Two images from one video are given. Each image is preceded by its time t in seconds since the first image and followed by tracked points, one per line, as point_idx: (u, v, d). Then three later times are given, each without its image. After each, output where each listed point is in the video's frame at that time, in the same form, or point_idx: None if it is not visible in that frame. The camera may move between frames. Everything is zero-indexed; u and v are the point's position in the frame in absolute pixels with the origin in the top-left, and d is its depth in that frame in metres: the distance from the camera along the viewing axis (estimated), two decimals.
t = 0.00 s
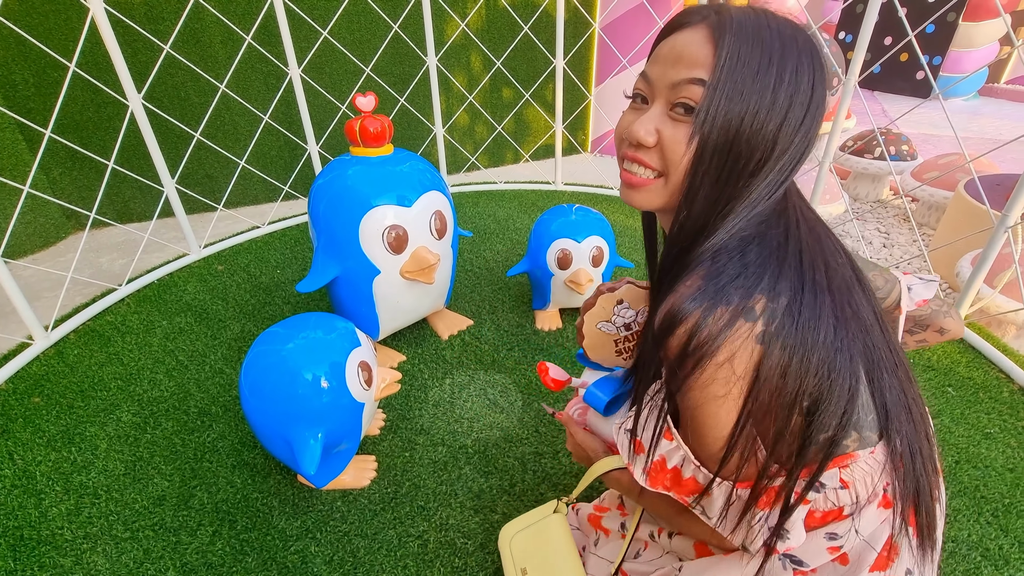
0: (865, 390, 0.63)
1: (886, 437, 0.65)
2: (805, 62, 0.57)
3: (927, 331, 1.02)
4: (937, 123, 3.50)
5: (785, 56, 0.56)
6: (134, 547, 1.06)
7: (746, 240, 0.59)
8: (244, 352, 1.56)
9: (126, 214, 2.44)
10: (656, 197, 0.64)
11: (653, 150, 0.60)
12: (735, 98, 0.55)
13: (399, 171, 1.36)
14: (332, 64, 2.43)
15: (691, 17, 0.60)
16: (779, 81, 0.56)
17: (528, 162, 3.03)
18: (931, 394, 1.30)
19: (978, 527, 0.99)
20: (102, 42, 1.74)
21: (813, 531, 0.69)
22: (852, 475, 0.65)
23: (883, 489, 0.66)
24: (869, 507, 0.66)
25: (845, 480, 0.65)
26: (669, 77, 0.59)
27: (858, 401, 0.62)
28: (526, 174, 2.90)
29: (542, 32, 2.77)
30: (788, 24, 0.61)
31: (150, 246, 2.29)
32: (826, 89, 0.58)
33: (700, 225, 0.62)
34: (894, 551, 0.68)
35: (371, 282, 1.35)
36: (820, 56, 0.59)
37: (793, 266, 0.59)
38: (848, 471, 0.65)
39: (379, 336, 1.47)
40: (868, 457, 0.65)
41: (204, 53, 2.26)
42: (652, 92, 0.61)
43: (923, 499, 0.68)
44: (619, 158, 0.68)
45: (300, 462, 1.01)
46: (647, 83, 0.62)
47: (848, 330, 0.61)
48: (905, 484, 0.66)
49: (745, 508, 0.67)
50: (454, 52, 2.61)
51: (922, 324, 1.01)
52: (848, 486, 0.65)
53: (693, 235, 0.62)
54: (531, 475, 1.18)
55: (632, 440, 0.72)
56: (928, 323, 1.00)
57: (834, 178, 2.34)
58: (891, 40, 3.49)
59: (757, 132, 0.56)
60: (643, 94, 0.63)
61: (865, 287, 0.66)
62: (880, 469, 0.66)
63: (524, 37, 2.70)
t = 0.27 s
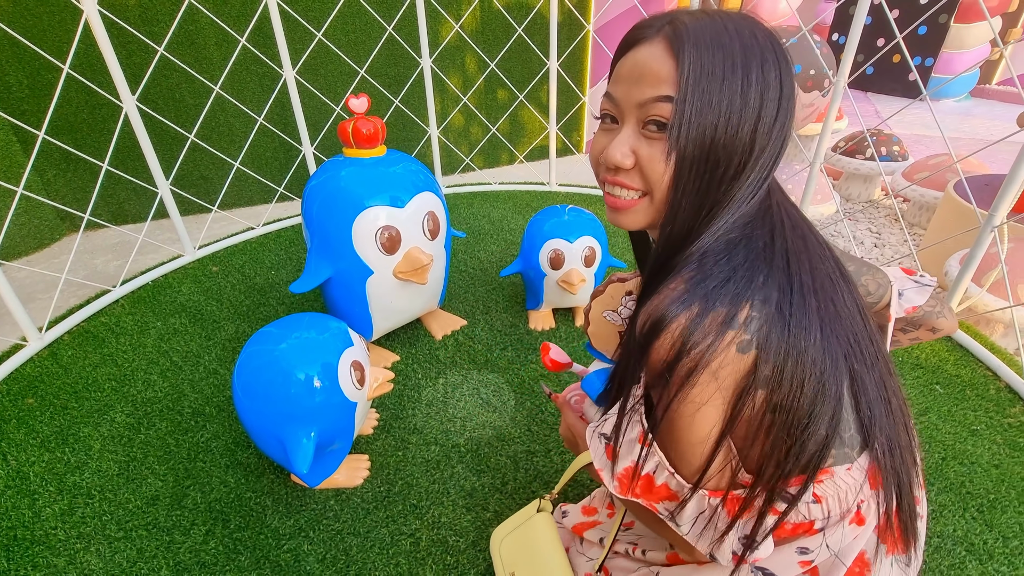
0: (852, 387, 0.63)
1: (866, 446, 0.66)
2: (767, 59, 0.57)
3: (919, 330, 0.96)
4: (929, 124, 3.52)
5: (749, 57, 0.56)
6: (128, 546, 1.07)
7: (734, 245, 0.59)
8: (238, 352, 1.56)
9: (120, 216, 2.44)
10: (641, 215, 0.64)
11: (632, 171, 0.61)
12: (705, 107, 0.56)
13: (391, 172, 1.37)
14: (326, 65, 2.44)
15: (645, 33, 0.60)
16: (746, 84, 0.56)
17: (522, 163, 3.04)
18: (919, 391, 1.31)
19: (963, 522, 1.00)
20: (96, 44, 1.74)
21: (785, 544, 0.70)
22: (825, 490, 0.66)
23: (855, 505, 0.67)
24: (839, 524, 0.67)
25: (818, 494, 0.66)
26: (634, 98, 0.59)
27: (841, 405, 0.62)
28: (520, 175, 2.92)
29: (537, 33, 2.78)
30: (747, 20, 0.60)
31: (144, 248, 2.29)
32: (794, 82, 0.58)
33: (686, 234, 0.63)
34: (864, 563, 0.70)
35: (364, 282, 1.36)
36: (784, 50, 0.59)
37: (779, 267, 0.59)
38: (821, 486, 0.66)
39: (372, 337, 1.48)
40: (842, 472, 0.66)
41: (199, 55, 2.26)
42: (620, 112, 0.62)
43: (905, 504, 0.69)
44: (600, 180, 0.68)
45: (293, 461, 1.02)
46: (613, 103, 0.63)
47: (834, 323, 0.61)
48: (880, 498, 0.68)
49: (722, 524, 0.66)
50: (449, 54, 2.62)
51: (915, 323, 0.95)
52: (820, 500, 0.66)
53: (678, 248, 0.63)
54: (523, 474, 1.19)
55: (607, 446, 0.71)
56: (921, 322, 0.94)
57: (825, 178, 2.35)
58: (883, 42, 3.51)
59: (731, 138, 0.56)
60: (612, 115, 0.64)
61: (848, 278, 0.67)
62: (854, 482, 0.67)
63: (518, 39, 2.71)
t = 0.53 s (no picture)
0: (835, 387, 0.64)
1: (846, 454, 0.67)
2: (740, 67, 0.58)
3: (891, 331, 1.17)
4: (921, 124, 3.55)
5: (724, 66, 0.58)
6: (127, 544, 1.08)
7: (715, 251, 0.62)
8: (235, 353, 1.58)
9: (117, 219, 2.45)
10: (625, 226, 0.66)
11: (615, 184, 0.63)
12: (682, 118, 0.57)
13: (386, 175, 1.39)
14: (322, 68, 2.45)
15: (621, 44, 0.61)
16: (721, 93, 0.57)
17: (517, 165, 3.06)
18: (906, 388, 1.33)
19: (946, 515, 1.03)
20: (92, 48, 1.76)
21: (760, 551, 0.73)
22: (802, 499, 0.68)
23: (831, 515, 0.69)
24: (813, 532, 0.69)
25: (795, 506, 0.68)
26: (613, 110, 0.61)
27: (821, 410, 0.63)
28: (515, 176, 2.94)
29: (531, 36, 2.81)
30: (720, 25, 0.62)
31: (141, 250, 2.31)
32: (770, 86, 0.60)
33: (671, 242, 0.65)
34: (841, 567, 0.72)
35: (359, 283, 1.38)
36: (759, 55, 0.61)
37: (761, 273, 0.61)
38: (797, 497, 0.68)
39: (368, 337, 1.49)
40: (820, 481, 0.68)
41: (195, 58, 2.28)
42: (600, 125, 0.63)
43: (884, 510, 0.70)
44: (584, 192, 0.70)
45: (289, 459, 1.04)
46: (593, 115, 0.64)
47: (816, 323, 0.63)
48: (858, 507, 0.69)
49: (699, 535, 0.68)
50: (444, 56, 2.65)
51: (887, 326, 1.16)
52: (796, 509, 0.68)
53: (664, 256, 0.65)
54: (516, 471, 1.21)
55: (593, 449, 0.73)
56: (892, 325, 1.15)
57: (816, 178, 2.38)
58: (874, 43, 3.55)
59: (708, 148, 0.58)
60: (592, 127, 0.65)
61: (831, 277, 0.68)
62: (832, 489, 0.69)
63: (512, 42, 2.74)
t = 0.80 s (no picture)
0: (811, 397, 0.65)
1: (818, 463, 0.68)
2: (702, 75, 0.58)
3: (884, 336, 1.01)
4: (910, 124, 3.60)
5: (685, 73, 0.58)
6: (127, 540, 1.10)
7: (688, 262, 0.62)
8: (231, 353, 1.60)
9: (112, 221, 2.47)
10: (589, 228, 0.69)
11: (579, 186, 0.65)
12: (640, 124, 0.58)
13: (380, 176, 1.41)
14: (316, 70, 2.47)
15: (590, 50, 0.63)
16: (681, 98, 0.58)
17: (511, 166, 3.09)
18: (891, 383, 1.36)
19: (927, 505, 1.06)
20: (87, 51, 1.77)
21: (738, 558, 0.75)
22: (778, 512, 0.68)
23: (805, 523, 0.71)
24: (788, 540, 0.71)
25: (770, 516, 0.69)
26: (579, 115, 0.63)
27: (791, 419, 0.64)
28: (509, 177, 2.96)
29: (524, 38, 2.83)
30: (690, 30, 0.62)
31: (137, 252, 2.32)
32: (739, 91, 0.59)
33: (637, 248, 0.65)
34: (815, 566, 0.75)
35: (354, 283, 1.40)
36: (730, 59, 0.60)
37: (726, 281, 0.61)
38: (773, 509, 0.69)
39: (363, 337, 1.52)
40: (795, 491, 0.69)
41: (189, 61, 2.29)
42: (569, 128, 0.65)
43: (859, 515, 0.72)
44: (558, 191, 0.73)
45: (286, 456, 1.06)
46: (564, 119, 0.66)
47: (787, 330, 0.63)
48: (833, 514, 0.71)
49: (679, 547, 0.72)
50: (437, 58, 2.67)
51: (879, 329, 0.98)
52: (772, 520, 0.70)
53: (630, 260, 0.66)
54: (509, 466, 1.23)
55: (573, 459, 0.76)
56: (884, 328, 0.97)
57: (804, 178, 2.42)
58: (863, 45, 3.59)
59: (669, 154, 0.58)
60: (563, 131, 0.67)
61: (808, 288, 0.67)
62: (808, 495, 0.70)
63: (505, 44, 2.77)
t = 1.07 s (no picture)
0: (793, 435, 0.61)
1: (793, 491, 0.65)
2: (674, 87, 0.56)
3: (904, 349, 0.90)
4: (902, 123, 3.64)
5: (660, 83, 0.56)
6: (136, 533, 1.13)
7: (657, 282, 0.58)
8: (234, 352, 1.63)
9: (112, 223, 2.49)
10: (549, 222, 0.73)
11: (543, 181, 0.68)
12: (603, 130, 0.56)
13: (380, 178, 1.44)
14: (315, 73, 2.51)
15: (581, 52, 0.63)
16: (649, 115, 0.55)
17: (508, 166, 3.13)
18: (879, 376, 1.40)
19: (911, 492, 1.09)
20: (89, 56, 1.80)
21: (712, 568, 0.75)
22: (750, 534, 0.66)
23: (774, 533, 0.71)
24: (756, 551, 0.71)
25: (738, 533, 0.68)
26: (556, 114, 0.64)
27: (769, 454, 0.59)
28: (506, 178, 3.00)
29: (519, 40, 2.87)
30: (681, 44, 0.59)
31: (139, 253, 2.35)
32: (717, 107, 0.56)
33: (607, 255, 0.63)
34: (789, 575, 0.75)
35: (355, 282, 1.43)
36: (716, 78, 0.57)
37: (699, 301, 0.57)
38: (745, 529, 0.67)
39: (364, 335, 1.55)
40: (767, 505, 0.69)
41: (189, 64, 2.32)
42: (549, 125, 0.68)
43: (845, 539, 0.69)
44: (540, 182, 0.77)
45: (292, 449, 1.09)
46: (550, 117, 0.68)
47: (768, 362, 0.58)
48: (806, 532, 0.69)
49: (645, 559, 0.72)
50: (434, 61, 2.71)
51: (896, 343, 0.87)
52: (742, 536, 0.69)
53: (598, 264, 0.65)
54: (508, 459, 1.26)
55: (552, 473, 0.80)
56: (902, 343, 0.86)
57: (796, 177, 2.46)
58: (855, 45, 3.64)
59: (635, 171, 0.56)
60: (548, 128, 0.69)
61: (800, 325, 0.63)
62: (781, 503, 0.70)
63: (501, 46, 2.80)
